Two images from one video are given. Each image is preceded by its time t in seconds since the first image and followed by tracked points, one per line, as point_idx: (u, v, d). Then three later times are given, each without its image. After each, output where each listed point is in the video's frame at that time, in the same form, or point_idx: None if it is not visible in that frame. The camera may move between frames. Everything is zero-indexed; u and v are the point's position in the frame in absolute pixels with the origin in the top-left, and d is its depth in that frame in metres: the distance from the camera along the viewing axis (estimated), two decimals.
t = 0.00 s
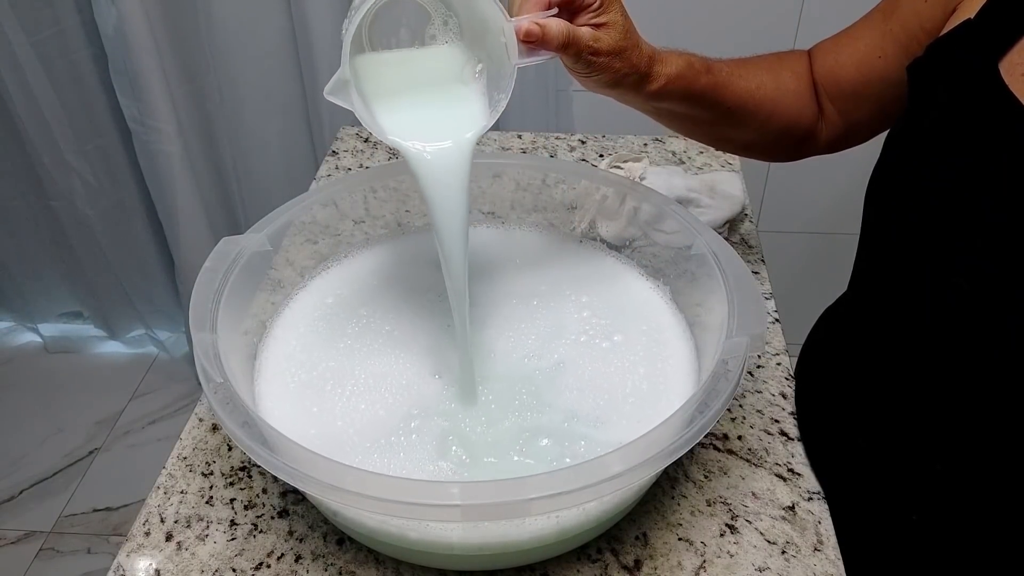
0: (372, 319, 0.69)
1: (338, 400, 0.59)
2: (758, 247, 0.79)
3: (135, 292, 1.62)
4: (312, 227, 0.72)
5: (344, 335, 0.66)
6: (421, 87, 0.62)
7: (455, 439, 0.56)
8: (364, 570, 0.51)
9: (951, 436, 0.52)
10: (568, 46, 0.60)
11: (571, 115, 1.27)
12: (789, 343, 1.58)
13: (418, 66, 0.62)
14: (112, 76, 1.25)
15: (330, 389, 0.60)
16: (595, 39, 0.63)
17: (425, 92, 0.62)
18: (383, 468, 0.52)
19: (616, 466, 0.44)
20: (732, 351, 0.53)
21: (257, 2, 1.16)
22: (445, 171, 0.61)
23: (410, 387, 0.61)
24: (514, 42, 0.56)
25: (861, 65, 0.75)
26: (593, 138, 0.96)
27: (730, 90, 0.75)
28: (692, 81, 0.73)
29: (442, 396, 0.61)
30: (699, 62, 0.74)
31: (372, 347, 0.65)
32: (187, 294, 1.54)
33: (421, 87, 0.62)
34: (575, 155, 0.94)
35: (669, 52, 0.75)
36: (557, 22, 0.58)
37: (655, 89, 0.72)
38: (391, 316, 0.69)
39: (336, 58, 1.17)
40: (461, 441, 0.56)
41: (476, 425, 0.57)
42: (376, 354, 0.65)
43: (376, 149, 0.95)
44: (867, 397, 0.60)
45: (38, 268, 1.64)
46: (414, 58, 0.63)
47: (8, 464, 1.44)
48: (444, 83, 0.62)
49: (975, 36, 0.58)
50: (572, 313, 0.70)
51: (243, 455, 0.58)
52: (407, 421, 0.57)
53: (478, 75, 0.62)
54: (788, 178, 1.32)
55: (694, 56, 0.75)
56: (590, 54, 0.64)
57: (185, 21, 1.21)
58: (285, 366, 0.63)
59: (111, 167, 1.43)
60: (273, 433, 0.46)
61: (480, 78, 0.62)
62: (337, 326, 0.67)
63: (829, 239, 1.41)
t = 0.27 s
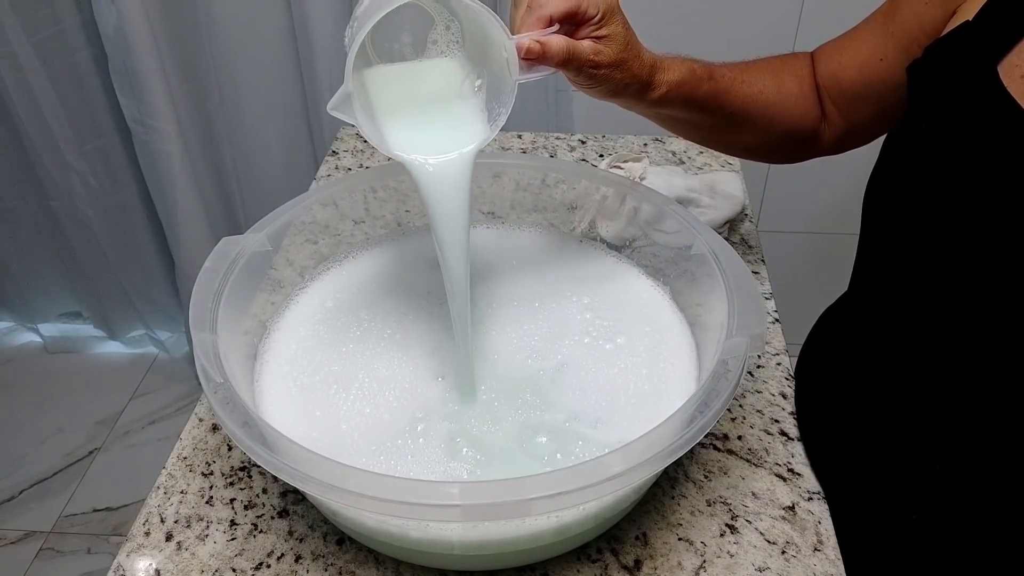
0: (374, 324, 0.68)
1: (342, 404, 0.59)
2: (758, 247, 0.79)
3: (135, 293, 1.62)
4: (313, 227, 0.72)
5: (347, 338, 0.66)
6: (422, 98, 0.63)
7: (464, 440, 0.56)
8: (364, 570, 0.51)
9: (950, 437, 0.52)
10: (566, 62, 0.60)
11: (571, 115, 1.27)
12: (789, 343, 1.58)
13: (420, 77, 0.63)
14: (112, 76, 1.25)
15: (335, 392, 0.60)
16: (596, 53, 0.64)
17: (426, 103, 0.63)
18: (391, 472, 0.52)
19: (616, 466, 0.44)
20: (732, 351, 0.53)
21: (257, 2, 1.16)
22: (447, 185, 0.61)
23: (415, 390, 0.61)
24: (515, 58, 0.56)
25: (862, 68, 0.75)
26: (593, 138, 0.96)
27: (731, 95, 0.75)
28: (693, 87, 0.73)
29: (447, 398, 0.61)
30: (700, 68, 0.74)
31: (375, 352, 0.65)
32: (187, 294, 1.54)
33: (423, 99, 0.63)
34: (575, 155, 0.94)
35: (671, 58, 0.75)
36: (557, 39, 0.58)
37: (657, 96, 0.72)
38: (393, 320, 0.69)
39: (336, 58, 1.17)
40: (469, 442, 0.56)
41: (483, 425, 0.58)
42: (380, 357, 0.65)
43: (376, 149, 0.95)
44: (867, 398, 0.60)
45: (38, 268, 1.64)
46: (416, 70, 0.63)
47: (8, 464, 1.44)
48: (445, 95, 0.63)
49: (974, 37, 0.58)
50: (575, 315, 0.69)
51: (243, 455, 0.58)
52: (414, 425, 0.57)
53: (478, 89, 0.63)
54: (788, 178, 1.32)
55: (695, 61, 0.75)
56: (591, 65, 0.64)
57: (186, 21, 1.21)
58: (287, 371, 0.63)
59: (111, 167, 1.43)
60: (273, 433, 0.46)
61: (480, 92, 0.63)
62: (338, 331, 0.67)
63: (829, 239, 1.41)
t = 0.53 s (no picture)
0: (366, 318, 0.68)
1: (332, 396, 0.59)
2: (758, 247, 0.79)
3: (135, 293, 1.62)
4: (313, 227, 0.72)
5: (338, 334, 0.66)
6: (424, 124, 0.62)
7: (452, 434, 0.56)
8: (364, 570, 0.51)
9: (949, 437, 0.52)
10: (570, 89, 0.61)
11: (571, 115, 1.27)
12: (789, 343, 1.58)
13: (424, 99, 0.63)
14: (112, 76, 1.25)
15: (325, 384, 0.60)
16: (599, 77, 0.64)
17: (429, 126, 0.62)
18: (379, 465, 0.52)
19: (617, 465, 0.44)
20: (732, 351, 0.53)
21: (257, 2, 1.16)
22: (448, 208, 0.62)
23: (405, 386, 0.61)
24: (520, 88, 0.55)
25: (864, 73, 0.75)
26: (593, 138, 0.96)
27: (735, 107, 0.75)
28: (697, 102, 0.73)
29: (436, 394, 0.61)
30: (705, 83, 0.74)
31: (365, 345, 0.65)
32: (187, 294, 1.54)
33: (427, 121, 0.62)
34: (575, 155, 0.94)
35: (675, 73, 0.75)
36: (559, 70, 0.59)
37: (662, 112, 0.72)
38: (385, 315, 0.69)
39: (336, 58, 1.17)
40: (457, 436, 0.56)
41: (469, 420, 0.58)
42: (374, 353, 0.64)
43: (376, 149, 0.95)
44: (867, 400, 0.60)
45: (38, 268, 1.64)
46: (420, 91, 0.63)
47: (9, 464, 1.44)
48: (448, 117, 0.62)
49: (972, 37, 0.58)
50: (569, 314, 0.69)
51: (243, 455, 0.58)
52: (402, 419, 0.57)
53: (478, 118, 0.62)
54: (788, 178, 1.32)
55: (699, 76, 0.75)
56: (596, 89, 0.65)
57: (185, 21, 1.21)
58: (282, 362, 0.63)
59: (111, 167, 1.43)
60: (273, 433, 0.46)
61: (481, 121, 0.62)
62: (331, 325, 0.67)
63: (829, 239, 1.41)
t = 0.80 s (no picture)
0: (374, 323, 0.68)
1: (344, 401, 0.59)
2: (758, 247, 0.79)
3: (135, 293, 1.62)
4: (313, 227, 0.72)
5: (346, 338, 0.66)
6: (435, 147, 0.61)
7: (468, 433, 0.56)
8: (364, 570, 0.51)
9: (948, 434, 0.53)
10: (583, 113, 0.63)
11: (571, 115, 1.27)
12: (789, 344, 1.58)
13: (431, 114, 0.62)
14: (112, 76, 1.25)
15: (336, 390, 0.60)
16: (609, 101, 0.64)
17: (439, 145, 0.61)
18: (397, 471, 0.52)
19: (617, 465, 0.44)
20: (731, 351, 0.53)
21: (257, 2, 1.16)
22: (464, 230, 0.62)
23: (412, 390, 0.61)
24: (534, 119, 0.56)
25: (870, 74, 0.74)
26: (593, 138, 0.96)
27: (743, 114, 0.76)
28: (706, 112, 0.74)
29: (450, 394, 0.61)
30: (712, 92, 0.75)
31: (375, 350, 0.65)
32: (187, 295, 1.54)
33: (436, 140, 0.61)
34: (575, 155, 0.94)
35: (683, 82, 0.75)
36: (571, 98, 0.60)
37: (672, 124, 0.73)
38: (392, 318, 0.69)
39: (336, 58, 1.17)
40: (472, 435, 0.56)
41: (482, 416, 0.58)
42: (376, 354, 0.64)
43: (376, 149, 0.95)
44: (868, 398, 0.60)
45: (38, 269, 1.64)
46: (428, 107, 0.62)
47: (8, 464, 1.44)
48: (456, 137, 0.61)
49: (971, 34, 0.58)
50: (575, 314, 0.69)
51: (243, 455, 0.58)
52: (416, 421, 0.57)
53: (486, 141, 0.62)
54: (788, 179, 1.32)
55: (707, 86, 0.75)
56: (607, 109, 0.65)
57: (185, 21, 1.21)
58: (288, 369, 0.62)
59: (111, 167, 1.43)
60: (273, 433, 0.46)
61: (489, 144, 0.62)
62: (337, 331, 0.67)
63: (829, 239, 1.41)
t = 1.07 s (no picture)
0: (371, 322, 0.68)
1: (341, 400, 0.59)
2: (758, 247, 0.79)
3: (135, 293, 1.62)
4: (313, 227, 0.72)
5: (343, 338, 0.66)
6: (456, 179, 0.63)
7: (467, 432, 0.56)
8: (364, 570, 0.51)
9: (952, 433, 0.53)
10: (605, 153, 0.65)
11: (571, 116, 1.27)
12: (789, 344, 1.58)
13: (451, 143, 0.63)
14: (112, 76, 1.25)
15: (334, 390, 0.60)
16: (630, 136, 0.67)
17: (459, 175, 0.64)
18: (394, 471, 0.52)
19: (617, 465, 0.44)
20: (731, 351, 0.53)
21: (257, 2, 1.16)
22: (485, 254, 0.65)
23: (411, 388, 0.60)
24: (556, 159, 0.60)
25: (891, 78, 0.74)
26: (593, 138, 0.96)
27: (764, 129, 0.77)
28: (728, 127, 0.75)
29: (449, 389, 0.61)
30: (735, 107, 0.75)
31: (372, 350, 0.65)
32: (187, 295, 1.54)
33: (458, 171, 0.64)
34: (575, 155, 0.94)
35: (706, 97, 0.76)
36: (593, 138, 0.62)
37: (693, 142, 0.75)
38: (391, 320, 0.69)
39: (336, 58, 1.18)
40: (472, 434, 0.56)
41: (482, 416, 0.58)
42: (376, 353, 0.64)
43: (376, 149, 0.95)
44: (875, 396, 0.60)
45: (38, 269, 1.64)
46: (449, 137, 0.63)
47: (8, 464, 1.44)
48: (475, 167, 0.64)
49: (981, 32, 0.58)
50: (575, 314, 0.69)
51: (243, 455, 0.58)
52: (415, 419, 0.57)
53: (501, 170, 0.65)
54: (788, 179, 1.32)
55: (728, 99, 0.76)
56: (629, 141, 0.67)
57: (185, 21, 1.21)
58: (287, 368, 0.63)
59: (111, 167, 1.43)
60: (274, 433, 0.46)
61: (503, 174, 0.65)
62: (334, 331, 0.67)
63: (829, 239, 1.41)
